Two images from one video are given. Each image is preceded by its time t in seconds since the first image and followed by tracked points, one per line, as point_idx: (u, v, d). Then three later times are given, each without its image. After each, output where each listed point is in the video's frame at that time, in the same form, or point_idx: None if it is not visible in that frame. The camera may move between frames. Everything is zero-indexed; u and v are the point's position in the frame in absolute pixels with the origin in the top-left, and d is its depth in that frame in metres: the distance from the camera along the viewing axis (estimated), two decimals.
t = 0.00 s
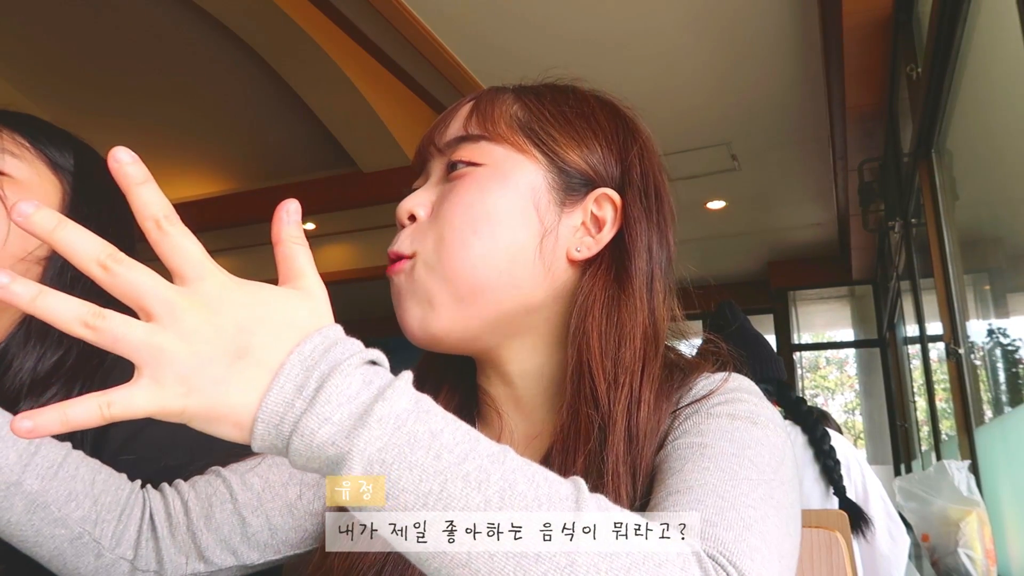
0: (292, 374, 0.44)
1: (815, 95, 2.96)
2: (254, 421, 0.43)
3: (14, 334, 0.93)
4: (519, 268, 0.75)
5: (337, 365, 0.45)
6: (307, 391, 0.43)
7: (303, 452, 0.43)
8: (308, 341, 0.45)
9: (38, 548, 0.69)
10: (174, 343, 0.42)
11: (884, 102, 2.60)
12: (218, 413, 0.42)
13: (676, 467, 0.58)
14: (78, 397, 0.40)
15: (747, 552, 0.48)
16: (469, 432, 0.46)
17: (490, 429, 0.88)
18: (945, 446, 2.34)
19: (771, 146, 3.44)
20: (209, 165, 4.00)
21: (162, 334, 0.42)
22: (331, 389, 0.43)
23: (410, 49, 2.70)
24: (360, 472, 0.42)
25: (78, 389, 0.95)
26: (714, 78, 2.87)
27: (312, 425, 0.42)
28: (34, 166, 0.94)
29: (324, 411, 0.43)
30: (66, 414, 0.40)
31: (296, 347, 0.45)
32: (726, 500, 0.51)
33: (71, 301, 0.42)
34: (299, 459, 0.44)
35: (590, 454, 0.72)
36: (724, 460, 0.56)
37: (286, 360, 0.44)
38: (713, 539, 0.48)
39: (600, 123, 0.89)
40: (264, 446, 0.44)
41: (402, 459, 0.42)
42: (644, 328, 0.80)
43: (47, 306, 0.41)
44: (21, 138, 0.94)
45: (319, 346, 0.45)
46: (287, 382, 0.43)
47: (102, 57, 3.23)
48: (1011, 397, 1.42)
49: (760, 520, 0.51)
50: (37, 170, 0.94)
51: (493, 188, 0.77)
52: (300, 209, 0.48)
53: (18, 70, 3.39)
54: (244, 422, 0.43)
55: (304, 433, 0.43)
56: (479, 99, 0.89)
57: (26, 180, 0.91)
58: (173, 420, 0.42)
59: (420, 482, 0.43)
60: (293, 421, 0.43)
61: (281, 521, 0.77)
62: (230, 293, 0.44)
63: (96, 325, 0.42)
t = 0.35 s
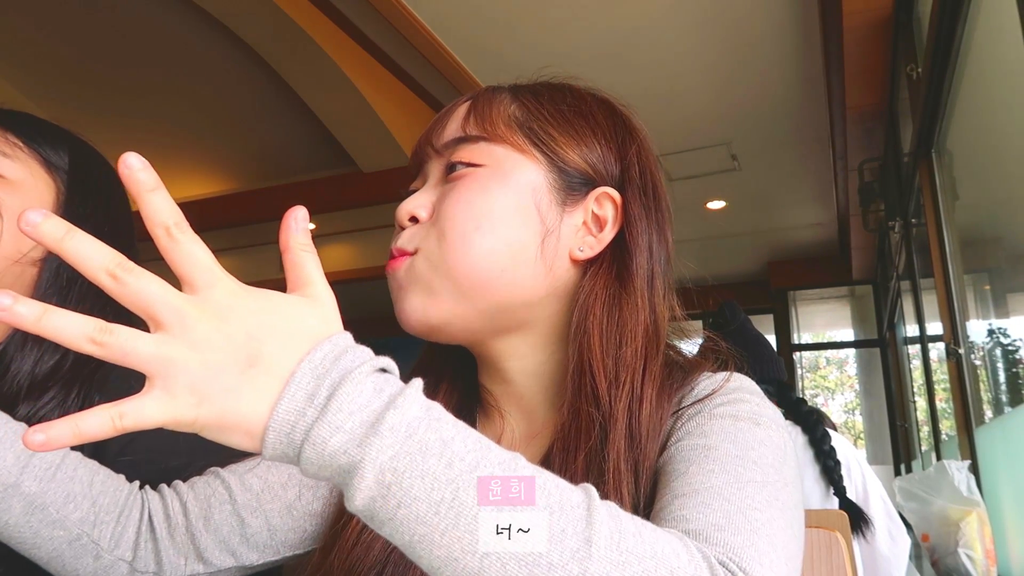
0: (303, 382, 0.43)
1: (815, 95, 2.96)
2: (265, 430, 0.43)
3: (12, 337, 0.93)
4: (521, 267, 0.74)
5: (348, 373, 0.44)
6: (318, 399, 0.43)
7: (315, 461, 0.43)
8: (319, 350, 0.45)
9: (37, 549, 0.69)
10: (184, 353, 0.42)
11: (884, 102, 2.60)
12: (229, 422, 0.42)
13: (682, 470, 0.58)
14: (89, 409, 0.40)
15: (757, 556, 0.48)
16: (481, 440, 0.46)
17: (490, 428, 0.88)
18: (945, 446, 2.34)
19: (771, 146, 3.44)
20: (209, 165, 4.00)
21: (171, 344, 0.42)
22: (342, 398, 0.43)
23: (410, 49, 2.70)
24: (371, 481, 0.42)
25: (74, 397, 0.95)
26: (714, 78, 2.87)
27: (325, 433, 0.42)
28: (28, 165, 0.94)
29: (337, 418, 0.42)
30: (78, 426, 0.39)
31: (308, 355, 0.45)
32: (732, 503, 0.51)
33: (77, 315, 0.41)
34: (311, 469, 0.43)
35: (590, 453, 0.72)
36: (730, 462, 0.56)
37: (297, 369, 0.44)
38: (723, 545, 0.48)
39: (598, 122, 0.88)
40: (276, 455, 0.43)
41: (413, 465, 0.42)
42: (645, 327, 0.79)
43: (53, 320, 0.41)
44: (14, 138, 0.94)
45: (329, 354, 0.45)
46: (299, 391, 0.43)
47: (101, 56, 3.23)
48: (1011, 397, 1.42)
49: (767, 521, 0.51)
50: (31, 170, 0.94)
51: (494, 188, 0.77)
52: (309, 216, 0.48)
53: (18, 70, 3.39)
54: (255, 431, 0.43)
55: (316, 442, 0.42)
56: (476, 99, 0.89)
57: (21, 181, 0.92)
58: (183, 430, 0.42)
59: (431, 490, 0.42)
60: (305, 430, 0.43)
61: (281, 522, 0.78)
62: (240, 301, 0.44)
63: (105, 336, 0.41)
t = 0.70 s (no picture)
0: (320, 388, 0.43)
1: (815, 95, 2.96)
2: (282, 434, 0.43)
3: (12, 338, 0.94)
4: (528, 267, 0.74)
5: (365, 378, 0.45)
6: (336, 404, 0.43)
7: (331, 466, 0.43)
8: (334, 353, 0.45)
9: (38, 552, 0.68)
10: (199, 358, 0.42)
11: (883, 102, 2.60)
12: (246, 427, 0.42)
13: (690, 472, 0.58)
14: (103, 417, 0.40)
15: (768, 559, 0.49)
16: (498, 445, 0.46)
17: (492, 427, 0.88)
18: (945, 446, 2.34)
19: (770, 146, 3.44)
20: (209, 165, 4.00)
21: (186, 349, 0.42)
22: (360, 403, 0.43)
23: (411, 49, 2.70)
24: (390, 487, 0.42)
25: (68, 404, 0.95)
26: (714, 78, 2.87)
27: (343, 438, 0.42)
28: (26, 165, 0.94)
29: (354, 423, 0.43)
30: (93, 434, 0.39)
31: (324, 358, 0.45)
32: (743, 506, 0.52)
33: (88, 324, 0.41)
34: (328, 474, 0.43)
35: (596, 454, 0.72)
36: (738, 465, 0.56)
37: (314, 373, 0.44)
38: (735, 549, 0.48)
39: (603, 123, 0.89)
40: (293, 461, 0.44)
41: (430, 470, 0.42)
42: (649, 328, 0.80)
43: (64, 329, 0.40)
44: (13, 140, 0.94)
45: (346, 358, 0.45)
46: (315, 395, 0.43)
47: (101, 56, 3.23)
48: (1011, 397, 1.42)
49: (775, 524, 0.51)
50: (29, 169, 0.94)
51: (501, 188, 0.77)
52: (321, 217, 0.48)
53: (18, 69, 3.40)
54: (271, 436, 0.43)
55: (333, 447, 0.42)
56: (483, 98, 0.89)
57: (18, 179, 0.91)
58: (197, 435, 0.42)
59: (450, 497, 0.42)
60: (323, 434, 0.43)
61: (282, 524, 0.78)
62: (255, 304, 0.44)
63: (119, 342, 0.41)
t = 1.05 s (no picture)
0: (338, 377, 0.44)
1: (814, 95, 2.96)
2: (288, 434, 0.43)
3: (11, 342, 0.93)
4: (530, 267, 0.74)
5: (373, 377, 0.45)
6: (358, 396, 0.43)
7: (339, 466, 0.43)
8: (342, 352, 0.45)
9: (39, 556, 0.68)
10: (207, 357, 0.41)
11: (883, 102, 2.61)
12: (253, 426, 0.42)
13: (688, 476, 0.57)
14: (109, 417, 0.40)
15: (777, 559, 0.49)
16: (507, 445, 0.46)
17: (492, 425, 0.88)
18: (945, 446, 2.34)
19: (770, 146, 3.44)
20: (208, 165, 4.00)
21: (193, 348, 0.41)
22: (382, 395, 0.44)
23: (409, 49, 2.69)
24: (398, 487, 0.42)
25: (66, 405, 0.96)
26: (713, 78, 2.87)
27: (365, 431, 0.42)
28: (25, 167, 0.93)
29: (376, 413, 0.43)
30: (100, 435, 0.39)
31: (331, 357, 0.45)
32: (751, 506, 0.51)
33: (94, 321, 0.41)
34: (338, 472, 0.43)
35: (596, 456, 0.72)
36: (742, 464, 0.56)
37: (321, 372, 0.44)
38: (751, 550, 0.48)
39: (606, 123, 0.88)
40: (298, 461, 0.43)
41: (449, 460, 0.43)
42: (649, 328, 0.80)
43: (70, 324, 0.40)
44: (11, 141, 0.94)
45: (353, 356, 0.45)
46: (339, 388, 0.43)
47: (100, 56, 3.23)
48: (1011, 397, 1.42)
49: (781, 525, 0.51)
50: (28, 172, 0.94)
51: (503, 188, 0.77)
52: (327, 215, 0.48)
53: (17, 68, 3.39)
54: (278, 437, 0.43)
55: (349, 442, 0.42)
56: (486, 98, 0.88)
57: (20, 183, 0.91)
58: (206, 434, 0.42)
59: (459, 497, 0.42)
60: (338, 428, 0.43)
61: (283, 525, 0.78)
62: (263, 303, 0.44)
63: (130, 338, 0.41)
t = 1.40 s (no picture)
0: (232, 426, 0.46)
1: (815, 95, 2.96)
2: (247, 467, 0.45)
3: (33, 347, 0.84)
4: (509, 273, 0.73)
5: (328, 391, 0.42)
6: (248, 447, 0.46)
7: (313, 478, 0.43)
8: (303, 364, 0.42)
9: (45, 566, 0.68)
10: (156, 425, 0.47)
11: (884, 102, 2.60)
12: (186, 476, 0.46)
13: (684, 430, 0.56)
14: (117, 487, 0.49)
15: (727, 566, 0.46)
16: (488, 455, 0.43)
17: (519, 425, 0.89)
18: (945, 446, 2.34)
19: (771, 146, 3.44)
20: (209, 165, 4.00)
21: (150, 420, 0.48)
22: (262, 447, 0.46)
23: (410, 50, 2.69)
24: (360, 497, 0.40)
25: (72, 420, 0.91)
26: (713, 78, 2.87)
27: (248, 479, 0.45)
28: (35, 172, 0.86)
29: (258, 463, 0.45)
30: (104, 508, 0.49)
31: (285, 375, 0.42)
32: (710, 496, 0.49)
33: (148, 368, 0.50)
34: (230, 524, 0.44)
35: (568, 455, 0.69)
36: (750, 448, 0.53)
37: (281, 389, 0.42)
38: (696, 558, 0.45)
39: (598, 105, 0.80)
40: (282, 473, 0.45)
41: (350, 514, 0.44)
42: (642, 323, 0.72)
43: (132, 371, 0.50)
44: (13, 148, 0.87)
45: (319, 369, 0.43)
46: (226, 436, 0.46)
47: (101, 56, 3.24)
48: (1011, 397, 1.42)
49: (750, 530, 0.49)
50: (39, 176, 0.86)
51: (481, 196, 0.76)
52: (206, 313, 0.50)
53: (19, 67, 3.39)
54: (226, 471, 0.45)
55: (237, 488, 0.44)
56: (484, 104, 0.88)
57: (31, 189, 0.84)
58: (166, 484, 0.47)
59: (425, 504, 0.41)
60: (223, 477, 0.45)
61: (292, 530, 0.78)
62: (203, 389, 0.48)
63: (168, 386, 0.49)
